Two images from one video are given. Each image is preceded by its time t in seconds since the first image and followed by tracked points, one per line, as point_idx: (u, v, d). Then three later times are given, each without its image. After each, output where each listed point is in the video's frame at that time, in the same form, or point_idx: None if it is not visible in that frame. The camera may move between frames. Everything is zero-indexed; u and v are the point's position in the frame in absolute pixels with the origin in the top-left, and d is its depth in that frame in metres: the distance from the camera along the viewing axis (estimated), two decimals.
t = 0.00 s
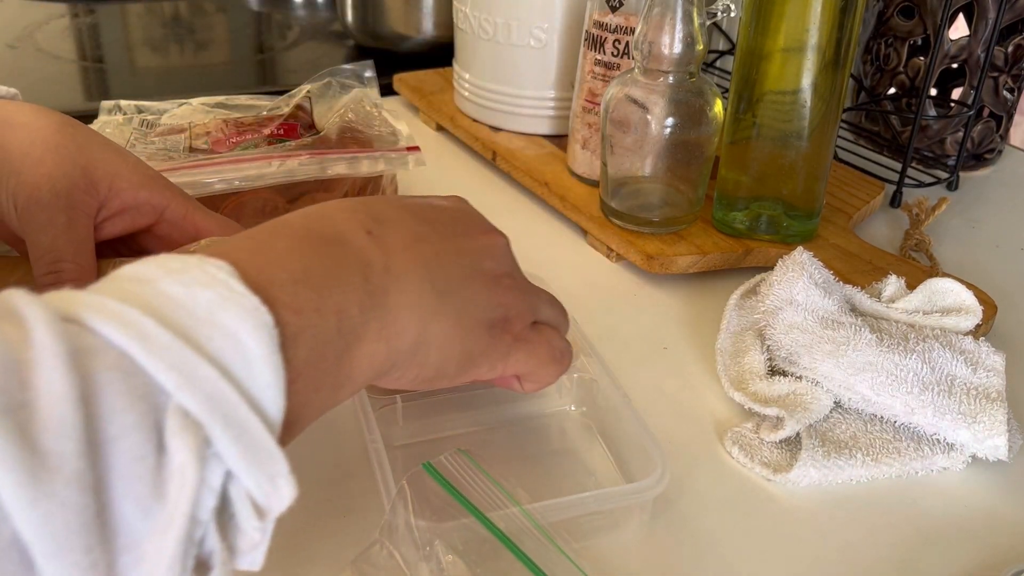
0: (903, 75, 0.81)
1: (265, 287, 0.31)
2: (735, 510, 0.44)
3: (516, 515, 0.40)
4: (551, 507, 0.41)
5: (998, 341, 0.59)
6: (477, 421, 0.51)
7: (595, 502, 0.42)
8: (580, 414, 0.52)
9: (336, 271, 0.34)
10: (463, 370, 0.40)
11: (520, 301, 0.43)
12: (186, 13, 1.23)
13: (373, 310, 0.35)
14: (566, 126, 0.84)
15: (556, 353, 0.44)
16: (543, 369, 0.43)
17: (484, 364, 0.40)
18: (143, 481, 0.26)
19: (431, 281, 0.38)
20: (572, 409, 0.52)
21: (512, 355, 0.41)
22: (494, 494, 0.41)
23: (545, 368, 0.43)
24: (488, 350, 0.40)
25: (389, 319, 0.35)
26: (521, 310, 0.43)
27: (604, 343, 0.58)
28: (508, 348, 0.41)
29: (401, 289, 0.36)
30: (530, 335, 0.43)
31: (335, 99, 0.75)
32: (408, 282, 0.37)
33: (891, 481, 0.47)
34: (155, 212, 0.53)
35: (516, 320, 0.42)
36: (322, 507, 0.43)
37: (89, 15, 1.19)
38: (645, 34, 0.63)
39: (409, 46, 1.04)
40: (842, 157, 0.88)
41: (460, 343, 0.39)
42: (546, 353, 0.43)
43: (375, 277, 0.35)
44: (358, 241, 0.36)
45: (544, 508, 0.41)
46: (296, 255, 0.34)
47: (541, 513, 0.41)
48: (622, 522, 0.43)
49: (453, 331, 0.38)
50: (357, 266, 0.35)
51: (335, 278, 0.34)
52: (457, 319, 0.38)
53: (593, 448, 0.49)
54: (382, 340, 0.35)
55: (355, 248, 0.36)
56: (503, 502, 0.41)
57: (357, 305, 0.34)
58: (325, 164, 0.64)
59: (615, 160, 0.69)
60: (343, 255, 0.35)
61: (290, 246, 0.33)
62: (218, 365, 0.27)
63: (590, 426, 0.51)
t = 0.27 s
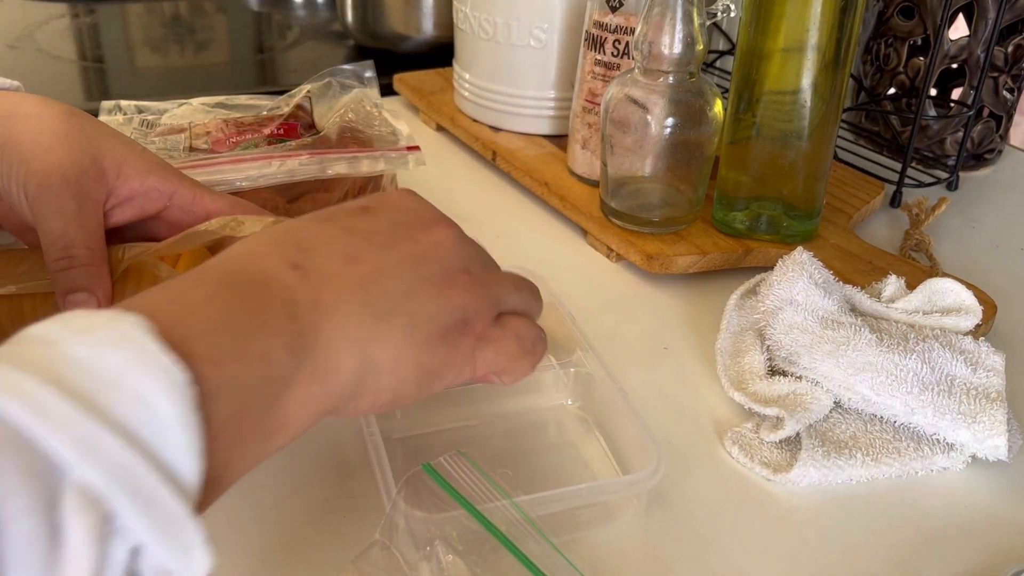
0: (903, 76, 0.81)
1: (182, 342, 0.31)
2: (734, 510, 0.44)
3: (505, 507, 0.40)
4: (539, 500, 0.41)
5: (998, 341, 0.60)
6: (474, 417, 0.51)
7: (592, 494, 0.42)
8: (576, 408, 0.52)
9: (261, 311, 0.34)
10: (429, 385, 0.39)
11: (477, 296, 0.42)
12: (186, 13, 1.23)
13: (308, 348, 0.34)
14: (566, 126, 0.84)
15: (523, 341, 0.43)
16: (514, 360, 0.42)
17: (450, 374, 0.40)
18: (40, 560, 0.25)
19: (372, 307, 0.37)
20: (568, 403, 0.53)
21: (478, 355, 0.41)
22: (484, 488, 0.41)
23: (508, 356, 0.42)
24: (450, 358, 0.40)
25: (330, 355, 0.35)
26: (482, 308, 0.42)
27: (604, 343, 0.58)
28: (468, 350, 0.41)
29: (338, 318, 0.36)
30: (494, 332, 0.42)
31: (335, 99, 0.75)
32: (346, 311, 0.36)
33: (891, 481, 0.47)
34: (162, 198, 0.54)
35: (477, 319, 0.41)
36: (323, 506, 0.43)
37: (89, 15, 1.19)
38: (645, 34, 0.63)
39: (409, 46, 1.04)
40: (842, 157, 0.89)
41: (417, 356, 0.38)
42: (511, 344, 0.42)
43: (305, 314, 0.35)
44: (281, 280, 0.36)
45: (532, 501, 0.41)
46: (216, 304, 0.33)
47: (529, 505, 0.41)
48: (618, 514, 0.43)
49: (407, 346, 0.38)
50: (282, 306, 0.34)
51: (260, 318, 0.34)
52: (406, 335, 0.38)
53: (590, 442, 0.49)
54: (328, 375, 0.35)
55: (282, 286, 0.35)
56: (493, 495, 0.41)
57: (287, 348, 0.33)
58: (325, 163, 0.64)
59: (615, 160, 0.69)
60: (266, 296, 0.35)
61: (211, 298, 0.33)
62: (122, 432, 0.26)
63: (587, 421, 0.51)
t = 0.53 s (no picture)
0: (903, 76, 0.81)
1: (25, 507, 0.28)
2: (735, 508, 0.44)
3: (505, 507, 0.39)
4: (538, 501, 0.42)
5: (998, 341, 0.60)
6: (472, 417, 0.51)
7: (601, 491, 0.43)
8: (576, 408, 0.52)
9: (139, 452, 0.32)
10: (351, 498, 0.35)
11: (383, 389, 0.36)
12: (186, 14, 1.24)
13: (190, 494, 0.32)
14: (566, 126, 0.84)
15: (455, 420, 0.36)
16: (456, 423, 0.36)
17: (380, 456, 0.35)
18: None
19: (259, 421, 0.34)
20: (568, 403, 0.53)
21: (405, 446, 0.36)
22: (482, 486, 0.40)
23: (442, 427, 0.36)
24: (367, 459, 0.35)
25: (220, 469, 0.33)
26: (399, 394, 0.36)
27: (604, 342, 0.58)
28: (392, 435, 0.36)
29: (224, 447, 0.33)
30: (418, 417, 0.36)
31: (335, 100, 0.75)
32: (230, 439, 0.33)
33: (890, 481, 0.47)
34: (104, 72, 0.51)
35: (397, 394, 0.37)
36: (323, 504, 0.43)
37: (89, 15, 1.19)
38: (645, 34, 0.63)
39: (409, 47, 1.04)
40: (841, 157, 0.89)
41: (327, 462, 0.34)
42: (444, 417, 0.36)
43: (183, 448, 0.32)
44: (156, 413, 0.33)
45: (531, 501, 0.42)
46: (76, 448, 0.31)
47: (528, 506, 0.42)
48: (618, 512, 0.43)
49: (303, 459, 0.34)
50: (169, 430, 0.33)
51: (130, 467, 0.31)
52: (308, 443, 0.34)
53: (589, 441, 0.49)
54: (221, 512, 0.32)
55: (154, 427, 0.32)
56: (492, 493, 0.39)
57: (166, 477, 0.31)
58: (325, 163, 0.64)
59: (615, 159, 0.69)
60: (139, 434, 0.32)
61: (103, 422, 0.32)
62: None
63: (586, 420, 0.51)
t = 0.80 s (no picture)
0: (903, 76, 0.81)
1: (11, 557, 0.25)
2: (735, 508, 0.44)
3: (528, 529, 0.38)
4: (554, 516, 0.41)
5: (998, 341, 0.60)
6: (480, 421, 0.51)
7: (629, 496, 0.42)
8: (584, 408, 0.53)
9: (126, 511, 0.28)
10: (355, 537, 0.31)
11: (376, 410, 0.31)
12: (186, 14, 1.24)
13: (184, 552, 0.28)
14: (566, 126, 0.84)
15: (453, 438, 0.30)
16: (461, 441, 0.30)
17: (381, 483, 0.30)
18: None
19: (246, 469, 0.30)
20: (575, 405, 0.53)
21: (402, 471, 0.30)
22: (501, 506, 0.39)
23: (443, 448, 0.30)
24: (362, 490, 0.30)
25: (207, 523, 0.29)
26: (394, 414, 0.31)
27: (604, 342, 0.58)
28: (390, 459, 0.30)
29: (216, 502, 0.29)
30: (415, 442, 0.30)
31: (335, 100, 0.75)
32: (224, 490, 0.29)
33: (890, 481, 0.47)
34: None
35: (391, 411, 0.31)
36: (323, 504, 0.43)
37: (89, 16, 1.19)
38: (645, 34, 0.62)
39: (409, 47, 1.04)
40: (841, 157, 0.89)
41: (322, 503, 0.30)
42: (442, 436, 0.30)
43: (165, 496, 0.29)
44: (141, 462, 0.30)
45: (548, 517, 0.41)
46: (61, 505, 0.28)
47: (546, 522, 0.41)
48: (641, 514, 0.43)
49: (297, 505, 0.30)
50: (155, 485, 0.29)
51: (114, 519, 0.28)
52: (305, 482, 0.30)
53: (602, 441, 0.50)
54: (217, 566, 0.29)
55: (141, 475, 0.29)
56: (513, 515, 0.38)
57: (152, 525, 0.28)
58: (324, 163, 0.63)
59: (616, 159, 0.69)
60: (125, 491, 0.29)
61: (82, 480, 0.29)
62: None
63: (595, 421, 0.51)
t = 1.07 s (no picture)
0: (903, 76, 0.81)
1: None
2: (734, 507, 0.44)
3: (533, 527, 0.39)
4: (566, 515, 0.41)
5: (998, 340, 0.60)
6: (479, 426, 0.51)
7: (633, 496, 0.42)
8: (586, 409, 0.53)
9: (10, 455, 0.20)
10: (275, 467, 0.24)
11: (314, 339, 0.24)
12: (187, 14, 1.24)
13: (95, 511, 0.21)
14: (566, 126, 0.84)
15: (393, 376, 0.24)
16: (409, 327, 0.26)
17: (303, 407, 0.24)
18: None
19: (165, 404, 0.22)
20: (577, 405, 0.53)
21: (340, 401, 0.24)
22: (511, 505, 0.40)
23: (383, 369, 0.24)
24: (293, 426, 0.23)
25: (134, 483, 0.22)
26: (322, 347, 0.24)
27: (604, 342, 0.58)
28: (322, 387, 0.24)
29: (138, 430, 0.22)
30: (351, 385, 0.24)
31: (335, 100, 0.75)
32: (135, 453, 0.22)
33: (890, 481, 0.47)
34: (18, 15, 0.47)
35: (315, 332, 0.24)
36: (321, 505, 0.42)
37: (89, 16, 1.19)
38: (645, 34, 0.62)
39: (409, 47, 1.04)
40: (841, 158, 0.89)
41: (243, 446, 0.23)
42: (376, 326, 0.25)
43: (77, 425, 0.21)
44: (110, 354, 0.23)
45: (560, 515, 0.40)
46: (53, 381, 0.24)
47: (557, 520, 0.40)
48: (646, 513, 0.43)
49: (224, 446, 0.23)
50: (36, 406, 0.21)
51: None
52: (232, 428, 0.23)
53: (602, 441, 0.50)
54: (126, 488, 0.22)
55: None
56: (521, 515, 0.40)
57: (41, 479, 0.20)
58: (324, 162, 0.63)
59: (616, 159, 0.69)
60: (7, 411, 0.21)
61: None
62: None
63: (596, 422, 0.51)
